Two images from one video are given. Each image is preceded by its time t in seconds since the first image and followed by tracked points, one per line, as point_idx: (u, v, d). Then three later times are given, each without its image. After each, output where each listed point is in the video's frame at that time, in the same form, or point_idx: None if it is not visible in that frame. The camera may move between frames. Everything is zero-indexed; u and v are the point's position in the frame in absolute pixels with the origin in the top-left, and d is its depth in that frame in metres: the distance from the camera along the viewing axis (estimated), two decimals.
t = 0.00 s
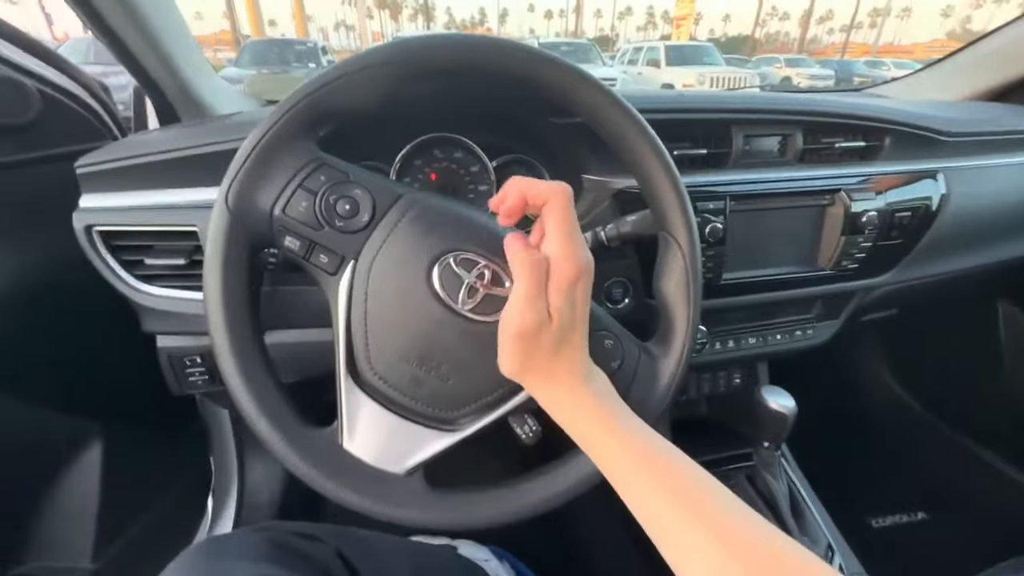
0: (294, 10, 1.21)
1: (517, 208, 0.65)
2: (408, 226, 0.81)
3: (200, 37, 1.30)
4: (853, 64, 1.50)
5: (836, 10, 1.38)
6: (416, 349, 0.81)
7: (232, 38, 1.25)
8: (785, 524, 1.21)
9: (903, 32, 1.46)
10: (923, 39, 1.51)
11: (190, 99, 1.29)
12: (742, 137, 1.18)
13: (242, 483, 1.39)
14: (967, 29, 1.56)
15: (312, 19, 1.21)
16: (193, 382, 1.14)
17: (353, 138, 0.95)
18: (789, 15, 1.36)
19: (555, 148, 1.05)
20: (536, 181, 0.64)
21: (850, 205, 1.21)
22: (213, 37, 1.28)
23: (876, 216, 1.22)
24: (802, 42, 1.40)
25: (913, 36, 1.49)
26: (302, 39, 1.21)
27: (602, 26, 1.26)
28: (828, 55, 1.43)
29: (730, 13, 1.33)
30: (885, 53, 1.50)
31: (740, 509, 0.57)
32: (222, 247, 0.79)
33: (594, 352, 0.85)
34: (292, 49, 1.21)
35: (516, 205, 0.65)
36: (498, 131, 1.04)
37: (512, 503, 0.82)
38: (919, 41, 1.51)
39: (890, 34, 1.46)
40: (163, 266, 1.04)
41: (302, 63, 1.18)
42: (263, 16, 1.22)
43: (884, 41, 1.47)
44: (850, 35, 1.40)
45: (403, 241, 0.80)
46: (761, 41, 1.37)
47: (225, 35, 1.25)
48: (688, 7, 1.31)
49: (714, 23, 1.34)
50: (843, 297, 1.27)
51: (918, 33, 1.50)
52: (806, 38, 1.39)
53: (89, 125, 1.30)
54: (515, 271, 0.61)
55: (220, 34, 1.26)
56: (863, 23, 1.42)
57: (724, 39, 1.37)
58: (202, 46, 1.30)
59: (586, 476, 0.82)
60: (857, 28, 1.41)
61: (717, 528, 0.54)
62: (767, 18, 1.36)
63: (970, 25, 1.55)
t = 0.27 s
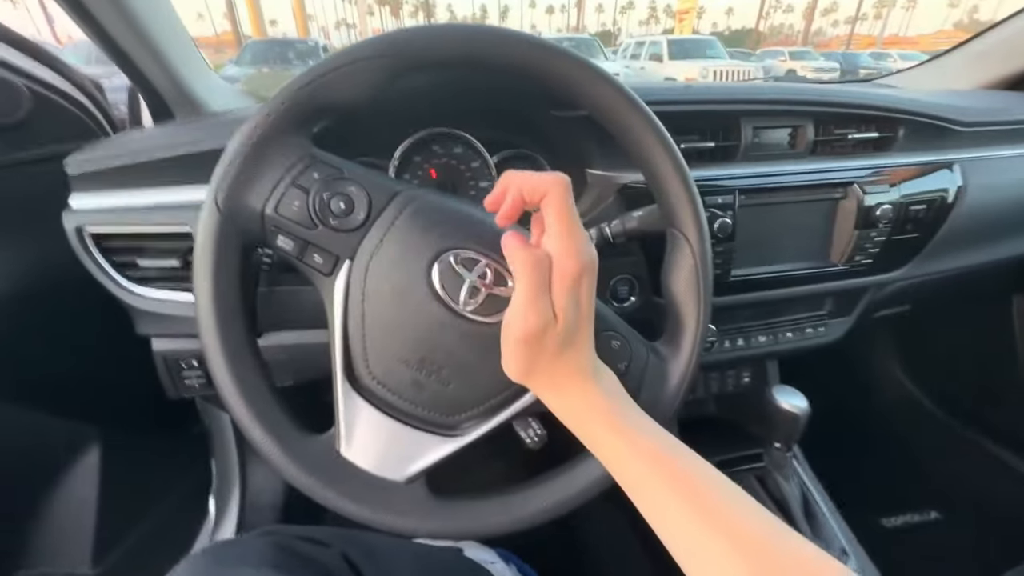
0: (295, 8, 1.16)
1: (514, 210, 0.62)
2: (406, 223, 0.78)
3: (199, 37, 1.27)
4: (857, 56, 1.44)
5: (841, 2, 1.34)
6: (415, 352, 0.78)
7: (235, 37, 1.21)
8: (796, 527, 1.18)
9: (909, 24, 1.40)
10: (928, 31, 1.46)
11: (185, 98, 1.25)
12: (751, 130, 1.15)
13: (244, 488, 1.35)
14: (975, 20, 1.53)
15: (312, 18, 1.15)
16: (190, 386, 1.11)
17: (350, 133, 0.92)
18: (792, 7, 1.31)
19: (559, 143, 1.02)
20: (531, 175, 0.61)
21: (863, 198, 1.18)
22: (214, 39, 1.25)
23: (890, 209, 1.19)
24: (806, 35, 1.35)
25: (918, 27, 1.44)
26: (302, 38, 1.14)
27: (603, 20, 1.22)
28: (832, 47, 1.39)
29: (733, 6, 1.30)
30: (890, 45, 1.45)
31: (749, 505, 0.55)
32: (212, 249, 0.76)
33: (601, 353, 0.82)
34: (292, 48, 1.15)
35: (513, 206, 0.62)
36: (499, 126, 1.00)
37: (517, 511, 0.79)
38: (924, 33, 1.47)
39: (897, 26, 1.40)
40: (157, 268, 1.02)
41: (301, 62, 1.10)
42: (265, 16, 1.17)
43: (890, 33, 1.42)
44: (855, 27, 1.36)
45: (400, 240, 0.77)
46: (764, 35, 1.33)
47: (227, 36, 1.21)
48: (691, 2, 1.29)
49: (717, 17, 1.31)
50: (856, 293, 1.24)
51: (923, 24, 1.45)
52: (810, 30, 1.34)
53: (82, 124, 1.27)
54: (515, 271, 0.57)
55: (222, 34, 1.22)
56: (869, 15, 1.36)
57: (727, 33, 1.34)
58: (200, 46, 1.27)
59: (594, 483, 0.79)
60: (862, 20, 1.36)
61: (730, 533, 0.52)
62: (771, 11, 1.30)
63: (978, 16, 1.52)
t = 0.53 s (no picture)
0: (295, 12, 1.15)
1: (526, 228, 0.59)
2: (413, 231, 0.77)
3: (202, 44, 1.26)
4: (859, 58, 1.44)
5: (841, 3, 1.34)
6: (422, 360, 0.77)
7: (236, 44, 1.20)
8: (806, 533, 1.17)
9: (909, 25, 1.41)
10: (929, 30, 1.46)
11: (190, 106, 1.25)
12: (755, 133, 1.14)
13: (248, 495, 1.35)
14: (978, 21, 1.53)
15: (313, 23, 1.15)
16: (194, 394, 1.11)
17: (353, 141, 0.92)
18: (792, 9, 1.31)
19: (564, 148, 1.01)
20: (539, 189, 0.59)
21: (869, 201, 1.17)
22: (215, 45, 1.24)
23: (896, 212, 1.18)
24: (807, 37, 1.35)
25: (918, 28, 1.44)
26: (304, 43, 1.15)
27: (603, 23, 1.23)
28: (833, 49, 1.39)
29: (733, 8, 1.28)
30: (890, 46, 1.45)
31: (762, 514, 0.54)
32: (219, 258, 0.76)
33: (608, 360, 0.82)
34: (293, 53, 1.15)
35: (524, 224, 0.59)
36: (503, 131, 1.00)
37: (526, 520, 0.78)
38: (925, 33, 1.46)
39: (896, 27, 1.41)
40: (162, 275, 1.01)
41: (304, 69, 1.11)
42: (265, 20, 1.17)
43: (890, 34, 1.42)
44: (855, 29, 1.36)
45: (407, 247, 0.77)
46: (765, 37, 1.32)
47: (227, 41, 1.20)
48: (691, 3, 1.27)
49: (717, 19, 1.29)
50: (864, 297, 1.23)
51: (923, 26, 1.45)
52: (810, 33, 1.34)
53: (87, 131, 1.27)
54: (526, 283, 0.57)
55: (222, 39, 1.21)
56: (868, 17, 1.36)
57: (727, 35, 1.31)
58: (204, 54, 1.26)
59: (602, 491, 0.79)
60: (862, 22, 1.36)
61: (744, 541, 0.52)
62: (770, 13, 1.31)
63: (981, 17, 1.52)
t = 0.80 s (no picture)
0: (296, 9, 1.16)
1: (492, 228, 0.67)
2: (415, 233, 0.79)
3: (205, 46, 1.27)
4: (863, 55, 1.42)
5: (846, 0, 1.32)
6: (424, 359, 0.79)
7: (239, 47, 1.20)
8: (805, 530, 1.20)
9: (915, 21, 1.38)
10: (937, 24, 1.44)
11: (198, 112, 1.27)
12: (753, 135, 1.16)
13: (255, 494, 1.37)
14: (984, 16, 1.52)
15: (315, 23, 1.15)
16: (202, 394, 1.13)
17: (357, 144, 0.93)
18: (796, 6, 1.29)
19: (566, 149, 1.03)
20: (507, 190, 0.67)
21: (867, 201, 1.18)
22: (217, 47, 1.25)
23: (895, 211, 1.20)
24: (811, 32, 1.33)
25: (928, 23, 1.41)
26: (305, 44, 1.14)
27: (605, 22, 1.24)
28: (837, 46, 1.37)
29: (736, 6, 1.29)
30: (896, 43, 1.43)
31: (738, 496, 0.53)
32: (226, 261, 0.78)
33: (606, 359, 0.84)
34: (296, 54, 1.14)
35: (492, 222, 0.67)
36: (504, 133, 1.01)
37: (527, 515, 0.80)
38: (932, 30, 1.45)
39: (902, 23, 1.38)
40: (170, 277, 1.03)
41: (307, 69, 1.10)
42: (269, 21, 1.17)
43: (895, 30, 1.38)
44: (859, 24, 1.35)
45: (409, 250, 0.79)
46: (768, 33, 1.30)
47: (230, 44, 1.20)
48: (693, 1, 1.29)
49: (720, 18, 1.30)
50: (863, 295, 1.25)
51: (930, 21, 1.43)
52: (814, 29, 1.32)
53: (99, 139, 1.30)
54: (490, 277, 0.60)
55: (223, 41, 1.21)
56: (872, 13, 1.35)
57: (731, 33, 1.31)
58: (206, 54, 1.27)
59: (601, 488, 0.80)
60: (866, 17, 1.36)
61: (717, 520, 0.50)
62: (775, 11, 1.29)
63: (988, 11, 1.51)
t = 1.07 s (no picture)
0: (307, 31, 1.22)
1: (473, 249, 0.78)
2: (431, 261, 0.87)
3: (222, 64, 1.27)
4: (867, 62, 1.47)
5: (848, 9, 1.38)
6: (439, 374, 0.86)
7: (252, 63, 1.23)
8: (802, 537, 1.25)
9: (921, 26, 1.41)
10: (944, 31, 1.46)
11: (223, 142, 1.31)
12: (744, 160, 1.24)
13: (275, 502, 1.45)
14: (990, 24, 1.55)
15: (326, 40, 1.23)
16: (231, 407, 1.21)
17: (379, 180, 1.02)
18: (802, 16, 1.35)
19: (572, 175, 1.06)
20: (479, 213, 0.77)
21: (854, 221, 1.25)
22: (232, 64, 1.26)
23: (881, 231, 1.27)
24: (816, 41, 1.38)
25: (935, 30, 1.45)
26: (318, 63, 1.24)
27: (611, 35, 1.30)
28: (843, 54, 1.41)
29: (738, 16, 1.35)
30: (900, 50, 1.46)
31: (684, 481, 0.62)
32: (263, 289, 0.87)
33: (606, 374, 0.91)
34: (309, 73, 1.24)
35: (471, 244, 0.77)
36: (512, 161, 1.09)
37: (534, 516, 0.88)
38: (939, 37, 1.47)
39: (909, 30, 1.42)
40: (205, 300, 1.12)
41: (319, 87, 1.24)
42: (282, 41, 1.22)
43: (901, 37, 1.43)
44: (865, 32, 1.39)
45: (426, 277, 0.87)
46: (774, 43, 1.35)
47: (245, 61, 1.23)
48: (698, 13, 1.34)
49: (725, 28, 1.35)
50: (854, 311, 1.32)
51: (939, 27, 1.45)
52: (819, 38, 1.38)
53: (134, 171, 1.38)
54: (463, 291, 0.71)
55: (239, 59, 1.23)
56: (878, 21, 1.40)
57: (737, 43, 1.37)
58: (224, 72, 1.28)
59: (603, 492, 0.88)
60: (871, 26, 1.40)
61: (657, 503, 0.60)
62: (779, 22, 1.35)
63: (994, 19, 1.54)
